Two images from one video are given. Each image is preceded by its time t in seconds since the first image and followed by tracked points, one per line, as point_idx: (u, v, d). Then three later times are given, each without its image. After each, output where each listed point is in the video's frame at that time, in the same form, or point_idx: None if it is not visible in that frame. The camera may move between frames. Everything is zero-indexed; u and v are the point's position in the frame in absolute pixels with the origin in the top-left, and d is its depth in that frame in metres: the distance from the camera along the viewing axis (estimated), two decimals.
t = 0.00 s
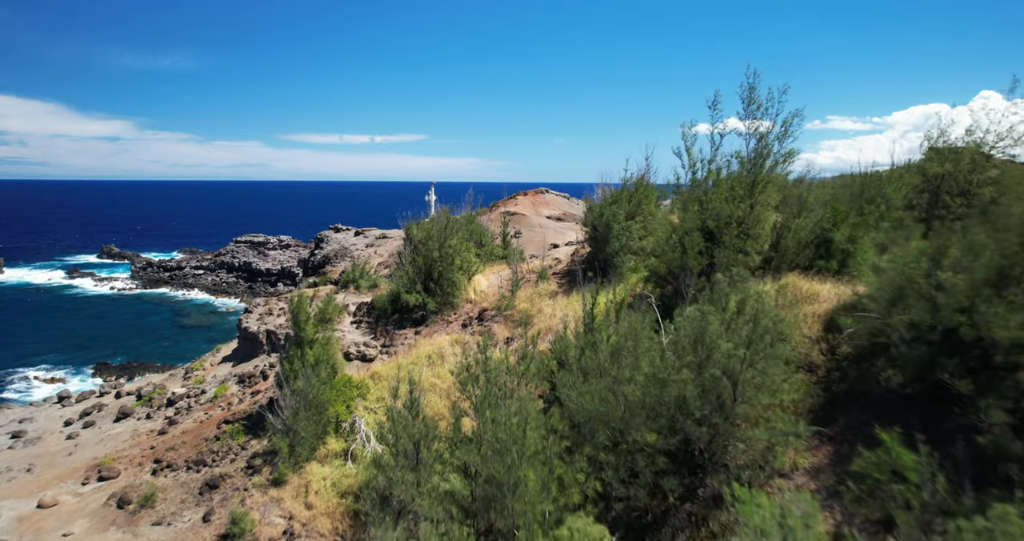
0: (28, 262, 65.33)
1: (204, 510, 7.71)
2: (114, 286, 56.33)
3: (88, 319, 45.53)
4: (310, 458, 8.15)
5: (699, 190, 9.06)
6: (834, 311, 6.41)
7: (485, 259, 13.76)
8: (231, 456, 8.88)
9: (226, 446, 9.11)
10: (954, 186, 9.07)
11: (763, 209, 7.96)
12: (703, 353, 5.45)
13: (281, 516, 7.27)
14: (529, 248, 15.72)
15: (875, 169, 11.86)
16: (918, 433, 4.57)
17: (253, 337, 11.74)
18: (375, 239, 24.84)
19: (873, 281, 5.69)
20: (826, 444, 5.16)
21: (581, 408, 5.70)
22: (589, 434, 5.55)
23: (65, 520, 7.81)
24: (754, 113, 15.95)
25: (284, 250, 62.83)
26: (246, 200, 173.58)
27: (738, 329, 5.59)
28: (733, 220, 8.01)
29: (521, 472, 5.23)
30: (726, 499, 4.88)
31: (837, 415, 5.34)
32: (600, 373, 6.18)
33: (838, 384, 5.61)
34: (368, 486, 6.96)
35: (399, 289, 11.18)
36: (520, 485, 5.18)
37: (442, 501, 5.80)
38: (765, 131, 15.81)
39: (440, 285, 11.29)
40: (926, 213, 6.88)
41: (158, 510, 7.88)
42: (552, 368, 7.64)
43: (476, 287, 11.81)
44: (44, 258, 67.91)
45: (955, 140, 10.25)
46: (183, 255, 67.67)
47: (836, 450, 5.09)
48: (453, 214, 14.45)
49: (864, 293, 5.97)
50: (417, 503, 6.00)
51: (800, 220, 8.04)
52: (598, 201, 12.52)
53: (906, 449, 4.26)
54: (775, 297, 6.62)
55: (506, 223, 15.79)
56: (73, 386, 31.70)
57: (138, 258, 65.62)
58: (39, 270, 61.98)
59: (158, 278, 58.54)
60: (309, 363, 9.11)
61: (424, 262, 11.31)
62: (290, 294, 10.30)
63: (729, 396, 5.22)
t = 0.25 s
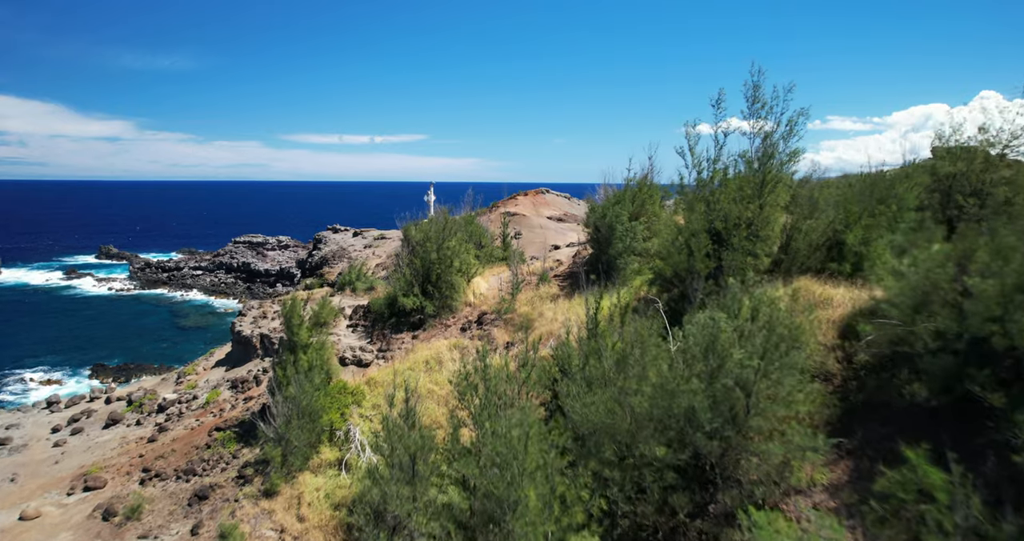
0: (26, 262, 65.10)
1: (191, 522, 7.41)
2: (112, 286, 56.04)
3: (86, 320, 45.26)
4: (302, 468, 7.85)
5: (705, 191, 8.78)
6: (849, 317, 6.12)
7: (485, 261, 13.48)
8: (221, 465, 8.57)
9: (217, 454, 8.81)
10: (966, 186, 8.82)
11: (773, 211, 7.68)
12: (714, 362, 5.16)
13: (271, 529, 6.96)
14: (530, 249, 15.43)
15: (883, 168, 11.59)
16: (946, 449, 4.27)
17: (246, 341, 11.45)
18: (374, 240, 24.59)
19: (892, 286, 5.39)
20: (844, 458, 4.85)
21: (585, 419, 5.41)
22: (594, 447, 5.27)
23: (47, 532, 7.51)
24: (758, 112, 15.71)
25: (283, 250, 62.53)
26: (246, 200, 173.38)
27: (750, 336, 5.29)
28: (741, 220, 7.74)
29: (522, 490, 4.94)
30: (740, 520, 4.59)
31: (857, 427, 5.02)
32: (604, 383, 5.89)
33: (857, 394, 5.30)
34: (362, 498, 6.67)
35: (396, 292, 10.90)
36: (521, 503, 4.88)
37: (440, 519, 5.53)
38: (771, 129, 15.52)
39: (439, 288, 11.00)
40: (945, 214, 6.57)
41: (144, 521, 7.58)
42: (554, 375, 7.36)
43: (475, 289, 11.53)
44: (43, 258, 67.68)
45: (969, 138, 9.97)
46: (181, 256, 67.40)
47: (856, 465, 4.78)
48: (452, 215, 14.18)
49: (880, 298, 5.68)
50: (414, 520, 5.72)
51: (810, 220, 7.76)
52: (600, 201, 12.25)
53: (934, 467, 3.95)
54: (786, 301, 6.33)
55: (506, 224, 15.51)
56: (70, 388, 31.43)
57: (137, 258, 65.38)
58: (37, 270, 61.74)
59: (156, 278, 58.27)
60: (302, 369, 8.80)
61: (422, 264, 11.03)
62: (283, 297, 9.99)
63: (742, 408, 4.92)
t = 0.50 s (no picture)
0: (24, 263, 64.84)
1: (178, 535, 7.10)
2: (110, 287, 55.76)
3: (83, 321, 44.98)
4: (295, 479, 7.55)
5: (712, 191, 8.51)
6: (867, 323, 5.81)
7: (484, 262, 13.20)
8: (212, 474, 8.27)
9: (207, 463, 8.51)
10: (980, 186, 8.54)
11: (782, 212, 7.40)
12: (726, 372, 4.86)
13: None
14: (531, 250, 15.15)
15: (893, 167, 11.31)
16: (981, 470, 3.96)
17: (240, 345, 11.16)
18: (373, 240, 24.32)
19: (916, 291, 5.07)
20: (866, 475, 4.55)
21: (589, 432, 5.11)
22: (599, 462, 4.96)
23: None
24: (762, 111, 15.43)
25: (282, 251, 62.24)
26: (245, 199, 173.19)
27: (766, 344, 4.97)
28: (750, 222, 7.44)
29: (523, 508, 4.64)
30: None
31: (877, 441, 4.72)
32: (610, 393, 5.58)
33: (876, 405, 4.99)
34: (355, 512, 6.36)
35: (393, 295, 10.62)
36: (520, 522, 4.57)
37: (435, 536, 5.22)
38: (776, 128, 15.24)
39: (437, 290, 10.70)
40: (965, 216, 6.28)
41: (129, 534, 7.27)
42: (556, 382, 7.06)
43: (474, 292, 11.26)
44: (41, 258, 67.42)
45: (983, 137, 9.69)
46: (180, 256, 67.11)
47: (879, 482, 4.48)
48: (451, 215, 13.90)
49: (902, 303, 5.36)
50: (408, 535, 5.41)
51: (822, 221, 7.46)
52: (603, 202, 11.98)
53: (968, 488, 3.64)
54: (800, 306, 6.02)
55: (506, 224, 15.23)
56: (67, 390, 31.16)
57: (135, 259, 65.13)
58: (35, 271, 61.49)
59: (154, 279, 57.99)
60: (295, 375, 8.50)
61: (419, 266, 10.74)
62: (275, 300, 9.69)
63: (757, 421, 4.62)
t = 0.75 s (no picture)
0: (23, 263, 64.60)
1: None
2: (109, 287, 55.51)
3: (81, 322, 44.71)
4: (287, 490, 7.24)
5: (719, 192, 8.23)
6: (886, 330, 5.52)
7: (484, 264, 12.93)
8: (201, 484, 7.97)
9: (197, 472, 8.22)
10: (996, 185, 8.28)
11: (793, 213, 7.13)
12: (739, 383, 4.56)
13: None
14: (531, 252, 14.88)
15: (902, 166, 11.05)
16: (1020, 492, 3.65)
17: (233, 349, 10.88)
18: (372, 241, 24.06)
19: (942, 297, 4.77)
20: (889, 493, 4.26)
21: (594, 446, 4.82)
22: (605, 478, 4.69)
23: None
24: (767, 110, 15.17)
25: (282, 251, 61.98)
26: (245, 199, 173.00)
27: (783, 353, 4.67)
28: (760, 223, 7.16)
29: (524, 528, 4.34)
30: None
31: (902, 457, 4.41)
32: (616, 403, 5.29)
33: (901, 418, 4.67)
34: (348, 527, 6.04)
35: (390, 298, 10.34)
36: None
37: None
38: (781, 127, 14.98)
39: (435, 293, 10.42)
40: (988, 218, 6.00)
41: None
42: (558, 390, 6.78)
43: (474, 295, 10.99)
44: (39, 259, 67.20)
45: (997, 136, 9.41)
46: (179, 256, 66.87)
47: (905, 502, 4.17)
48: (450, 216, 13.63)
49: (925, 309, 5.07)
50: None
51: (835, 222, 7.18)
52: (605, 202, 11.70)
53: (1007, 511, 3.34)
54: (815, 312, 5.73)
55: (506, 225, 14.96)
56: (63, 392, 30.86)
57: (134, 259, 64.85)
58: (34, 271, 61.36)
59: (153, 279, 57.74)
60: (288, 381, 8.22)
61: (417, 269, 10.46)
62: (268, 304, 9.39)
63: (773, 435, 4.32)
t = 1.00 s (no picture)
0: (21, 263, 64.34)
1: None
2: (107, 288, 55.26)
3: (78, 323, 44.43)
4: (279, 502, 6.94)
5: (727, 192, 7.96)
6: (906, 337, 5.23)
7: (484, 266, 12.66)
8: (190, 494, 7.68)
9: (186, 482, 7.93)
10: (1012, 185, 8.00)
11: (805, 214, 6.85)
12: (754, 395, 4.28)
13: None
14: (532, 253, 14.62)
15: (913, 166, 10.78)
16: None
17: (226, 353, 10.61)
18: (371, 242, 23.80)
19: (971, 304, 4.48)
20: (917, 515, 3.96)
21: (599, 462, 4.53)
22: (611, 498, 4.40)
23: None
24: (772, 109, 14.91)
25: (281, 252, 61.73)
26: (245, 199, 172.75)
27: (802, 365, 4.38)
28: (771, 225, 6.89)
29: None
30: None
31: (930, 475, 4.12)
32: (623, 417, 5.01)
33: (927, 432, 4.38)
34: None
35: (387, 301, 10.06)
36: None
37: None
38: (788, 127, 14.72)
39: (433, 296, 10.14)
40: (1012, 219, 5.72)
41: None
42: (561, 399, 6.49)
43: (473, 297, 10.72)
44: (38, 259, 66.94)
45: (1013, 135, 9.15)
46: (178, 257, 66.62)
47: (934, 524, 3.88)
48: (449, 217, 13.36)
49: (951, 316, 4.78)
50: None
51: (849, 224, 6.89)
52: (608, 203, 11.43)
53: None
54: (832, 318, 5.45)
55: (506, 226, 14.70)
56: (59, 394, 30.59)
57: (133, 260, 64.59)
58: (32, 271, 61.12)
59: (152, 280, 57.49)
60: (280, 388, 7.94)
61: (415, 271, 10.19)
62: (261, 307, 9.11)
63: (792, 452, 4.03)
